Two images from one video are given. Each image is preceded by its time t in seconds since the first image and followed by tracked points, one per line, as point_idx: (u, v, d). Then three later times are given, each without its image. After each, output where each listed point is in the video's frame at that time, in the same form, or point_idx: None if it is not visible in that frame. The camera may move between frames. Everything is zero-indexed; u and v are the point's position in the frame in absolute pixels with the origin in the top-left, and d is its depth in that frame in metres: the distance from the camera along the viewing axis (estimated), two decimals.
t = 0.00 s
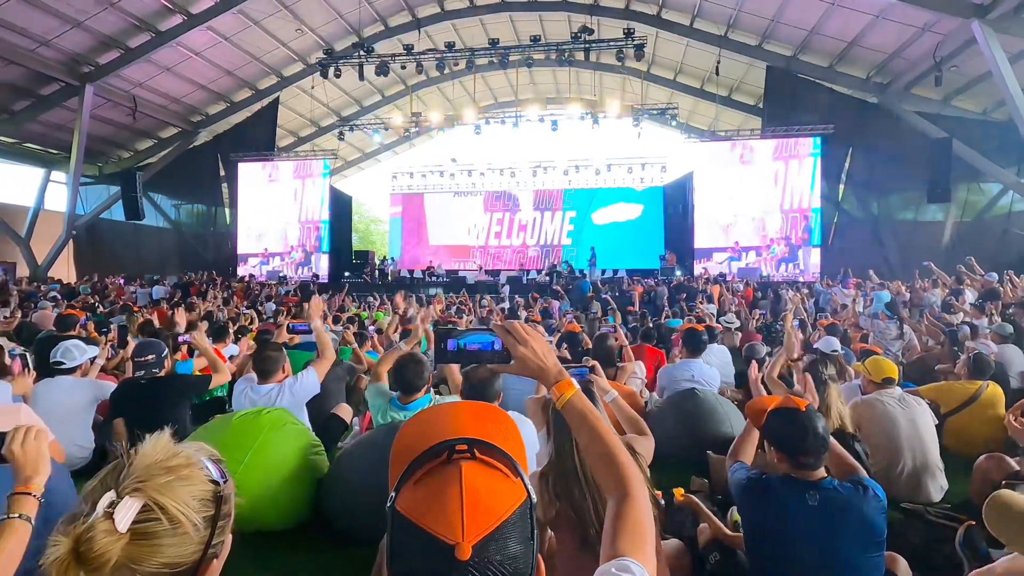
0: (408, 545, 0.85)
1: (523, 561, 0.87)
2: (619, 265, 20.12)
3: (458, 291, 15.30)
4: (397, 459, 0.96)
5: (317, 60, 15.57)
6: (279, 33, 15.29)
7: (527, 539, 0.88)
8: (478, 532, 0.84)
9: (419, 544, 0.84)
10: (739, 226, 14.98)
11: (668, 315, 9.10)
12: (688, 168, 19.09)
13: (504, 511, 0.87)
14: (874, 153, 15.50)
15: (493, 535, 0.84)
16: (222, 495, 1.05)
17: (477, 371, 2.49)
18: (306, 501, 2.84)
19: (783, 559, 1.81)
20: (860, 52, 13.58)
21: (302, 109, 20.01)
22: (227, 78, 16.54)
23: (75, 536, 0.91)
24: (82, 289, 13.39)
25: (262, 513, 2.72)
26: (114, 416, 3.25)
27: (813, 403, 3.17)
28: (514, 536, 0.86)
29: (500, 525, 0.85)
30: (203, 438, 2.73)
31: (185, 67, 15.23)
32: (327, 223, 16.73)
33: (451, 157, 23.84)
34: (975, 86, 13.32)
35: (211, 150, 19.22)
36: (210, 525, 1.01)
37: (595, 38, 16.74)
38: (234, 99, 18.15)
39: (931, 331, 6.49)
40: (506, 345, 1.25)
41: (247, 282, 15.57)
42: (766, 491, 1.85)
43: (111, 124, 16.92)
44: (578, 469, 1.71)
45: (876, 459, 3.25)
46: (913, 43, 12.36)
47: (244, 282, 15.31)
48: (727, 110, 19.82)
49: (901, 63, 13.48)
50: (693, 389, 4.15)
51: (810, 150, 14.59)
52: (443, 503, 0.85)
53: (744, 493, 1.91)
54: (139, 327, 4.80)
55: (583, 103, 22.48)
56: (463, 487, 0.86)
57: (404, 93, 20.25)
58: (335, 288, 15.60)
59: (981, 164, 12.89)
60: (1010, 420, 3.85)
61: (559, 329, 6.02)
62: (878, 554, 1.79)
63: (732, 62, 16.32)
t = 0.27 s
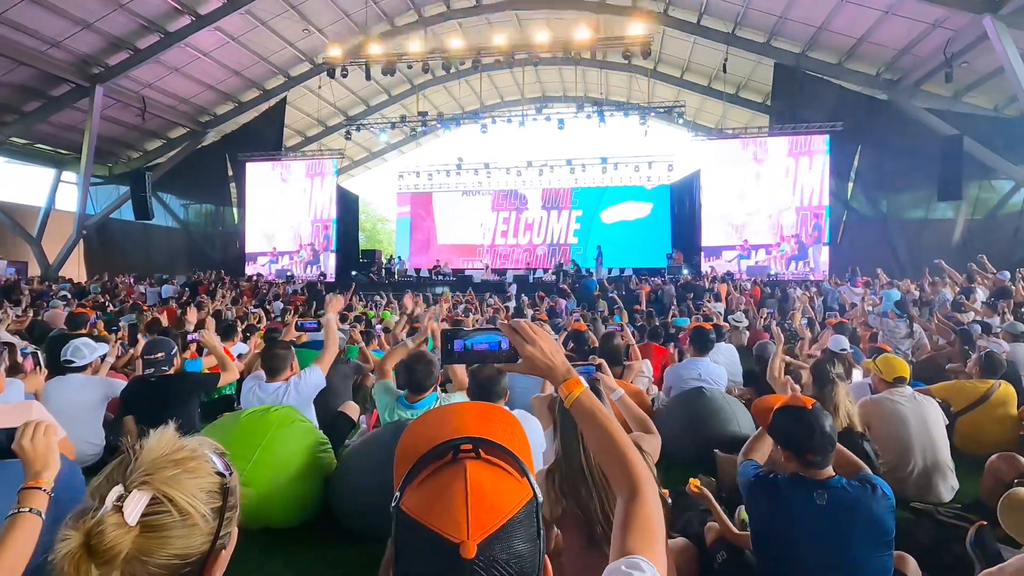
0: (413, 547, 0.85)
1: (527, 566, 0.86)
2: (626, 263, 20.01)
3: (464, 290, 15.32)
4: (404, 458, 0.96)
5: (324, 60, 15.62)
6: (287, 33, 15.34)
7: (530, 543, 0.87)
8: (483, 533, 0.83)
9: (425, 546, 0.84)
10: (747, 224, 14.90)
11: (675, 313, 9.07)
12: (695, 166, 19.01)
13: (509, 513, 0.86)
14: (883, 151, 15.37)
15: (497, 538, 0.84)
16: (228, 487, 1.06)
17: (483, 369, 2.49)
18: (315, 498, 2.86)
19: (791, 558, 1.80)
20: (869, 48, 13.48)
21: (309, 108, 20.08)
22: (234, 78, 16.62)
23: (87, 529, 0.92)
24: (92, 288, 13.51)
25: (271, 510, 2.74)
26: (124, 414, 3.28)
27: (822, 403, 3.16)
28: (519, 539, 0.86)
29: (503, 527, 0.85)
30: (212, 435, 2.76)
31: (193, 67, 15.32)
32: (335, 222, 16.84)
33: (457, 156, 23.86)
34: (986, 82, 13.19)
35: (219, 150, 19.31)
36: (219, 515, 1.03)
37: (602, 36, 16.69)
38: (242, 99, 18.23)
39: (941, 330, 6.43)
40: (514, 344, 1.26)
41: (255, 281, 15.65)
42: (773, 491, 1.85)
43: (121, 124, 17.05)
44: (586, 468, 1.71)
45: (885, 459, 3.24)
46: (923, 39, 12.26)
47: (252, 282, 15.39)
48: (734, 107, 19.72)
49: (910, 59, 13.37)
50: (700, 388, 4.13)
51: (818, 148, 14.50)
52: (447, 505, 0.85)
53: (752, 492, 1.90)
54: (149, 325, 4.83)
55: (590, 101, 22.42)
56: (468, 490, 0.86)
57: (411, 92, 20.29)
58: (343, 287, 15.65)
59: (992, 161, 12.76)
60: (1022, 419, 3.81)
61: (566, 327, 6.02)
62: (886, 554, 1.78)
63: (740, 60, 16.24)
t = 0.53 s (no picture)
0: (418, 527, 0.87)
1: (529, 541, 0.88)
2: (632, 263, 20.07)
3: (469, 289, 15.32)
4: (408, 447, 0.98)
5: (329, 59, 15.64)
6: (292, 33, 15.36)
7: (531, 516, 0.89)
8: (484, 512, 0.85)
9: (428, 523, 0.86)
10: (754, 221, 14.84)
11: (681, 312, 9.04)
12: (701, 164, 18.94)
13: (509, 489, 0.88)
14: (891, 148, 15.27)
15: (499, 514, 0.85)
16: (221, 476, 1.06)
17: (488, 368, 2.49)
18: (320, 495, 2.87)
19: (798, 560, 1.79)
20: (877, 45, 13.38)
21: (314, 108, 20.12)
22: (240, 78, 16.66)
23: (84, 524, 0.92)
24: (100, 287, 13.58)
25: (277, 507, 2.75)
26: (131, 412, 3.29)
27: (829, 402, 3.15)
28: (519, 513, 0.88)
29: (504, 504, 0.86)
30: (217, 433, 2.78)
31: (199, 67, 15.37)
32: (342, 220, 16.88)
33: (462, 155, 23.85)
34: (996, 78, 13.06)
35: (225, 150, 19.37)
36: (215, 503, 1.03)
37: (607, 34, 16.63)
38: (248, 99, 18.28)
39: (949, 329, 6.37)
40: (520, 343, 1.25)
41: (261, 280, 15.69)
42: (779, 489, 1.84)
43: (128, 124, 17.13)
44: (590, 466, 1.70)
45: (894, 458, 3.21)
46: (932, 35, 12.16)
47: (259, 280, 15.46)
48: (740, 105, 19.62)
49: (919, 56, 13.26)
50: (705, 386, 4.12)
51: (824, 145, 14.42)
52: (449, 484, 0.87)
53: (757, 489, 1.90)
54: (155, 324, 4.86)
55: (595, 100, 22.36)
56: (469, 470, 0.88)
57: (416, 91, 20.30)
58: (348, 286, 15.68)
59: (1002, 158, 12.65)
60: None
61: (572, 326, 6.01)
62: (893, 553, 1.77)
63: (746, 57, 16.16)
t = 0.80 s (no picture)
0: (430, 511, 0.87)
1: (539, 520, 0.89)
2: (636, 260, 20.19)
3: (473, 287, 15.32)
4: (417, 437, 0.99)
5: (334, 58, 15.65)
6: (296, 32, 15.38)
7: (540, 497, 0.91)
8: (496, 490, 0.86)
9: (439, 505, 0.87)
10: (759, 219, 14.81)
11: (685, 311, 9.02)
12: (706, 162, 18.89)
13: (519, 470, 0.90)
14: (897, 145, 15.19)
15: (509, 495, 0.86)
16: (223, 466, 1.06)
17: (493, 365, 2.49)
18: (326, 492, 2.89)
19: (804, 559, 1.78)
20: (884, 42, 13.31)
21: (318, 106, 20.15)
22: (245, 77, 16.70)
23: (92, 517, 0.92)
24: (107, 286, 13.65)
25: (283, 503, 2.76)
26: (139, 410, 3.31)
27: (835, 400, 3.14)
28: (529, 491, 0.89)
29: (514, 486, 0.87)
30: (225, 429, 2.79)
31: (204, 66, 15.41)
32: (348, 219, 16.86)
33: (467, 153, 23.85)
34: (1004, 75, 12.96)
35: (230, 148, 19.43)
36: (218, 492, 1.03)
37: (612, 32, 16.58)
38: (253, 98, 18.32)
39: (957, 327, 6.34)
40: (527, 341, 1.26)
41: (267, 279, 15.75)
42: (784, 487, 1.84)
43: (133, 124, 17.19)
44: (594, 463, 1.71)
45: (901, 458, 3.20)
46: (939, 31, 12.08)
47: (264, 279, 15.50)
48: (745, 102, 19.55)
49: (926, 52, 13.18)
50: (711, 385, 4.11)
51: (830, 143, 14.38)
52: (459, 465, 0.88)
53: (763, 488, 1.90)
54: (162, 321, 4.88)
55: (599, 98, 22.31)
56: (479, 452, 0.89)
57: (420, 90, 20.30)
58: (353, 284, 15.71)
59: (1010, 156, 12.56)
60: None
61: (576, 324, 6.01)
62: (901, 552, 1.77)
63: (751, 54, 16.09)
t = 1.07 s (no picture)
0: (446, 498, 0.86)
1: (552, 508, 0.89)
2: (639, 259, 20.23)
3: (476, 286, 15.33)
4: (429, 430, 0.98)
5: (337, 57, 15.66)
6: (299, 31, 15.40)
7: (551, 485, 0.91)
8: (512, 474, 0.86)
9: (455, 490, 0.86)
10: (762, 217, 14.77)
11: (688, 309, 9.02)
12: (709, 160, 18.85)
13: (533, 457, 0.90)
14: (901, 143, 15.13)
15: (525, 480, 0.86)
16: (220, 461, 1.03)
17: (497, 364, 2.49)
18: (329, 490, 2.88)
19: (808, 558, 1.78)
20: (889, 39, 13.26)
21: (322, 105, 20.17)
22: (248, 76, 16.73)
23: (89, 511, 0.90)
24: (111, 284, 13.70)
25: (287, 500, 2.76)
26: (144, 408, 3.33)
27: (839, 399, 3.13)
28: (543, 477, 0.90)
29: (530, 470, 0.88)
30: (231, 427, 2.79)
31: (207, 65, 15.44)
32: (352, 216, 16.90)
33: (469, 151, 23.84)
34: (1009, 73, 12.90)
35: (233, 147, 19.47)
36: (216, 487, 1.01)
37: (615, 30, 16.56)
38: (256, 97, 18.35)
39: (962, 326, 6.32)
40: (531, 342, 1.26)
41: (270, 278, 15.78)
42: (789, 487, 1.84)
43: (137, 123, 17.24)
44: (597, 463, 1.71)
45: (905, 457, 3.19)
46: (945, 28, 12.03)
47: (267, 278, 15.54)
48: (749, 100, 19.50)
49: (931, 49, 13.13)
50: (714, 383, 4.11)
51: (833, 141, 14.34)
52: (476, 450, 0.88)
53: (767, 489, 1.89)
54: (167, 320, 4.90)
55: (602, 96, 22.28)
56: (494, 438, 0.90)
57: (423, 88, 20.31)
58: (356, 283, 15.73)
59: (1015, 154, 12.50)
60: None
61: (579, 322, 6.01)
62: (905, 551, 1.77)
63: (755, 52, 16.05)
